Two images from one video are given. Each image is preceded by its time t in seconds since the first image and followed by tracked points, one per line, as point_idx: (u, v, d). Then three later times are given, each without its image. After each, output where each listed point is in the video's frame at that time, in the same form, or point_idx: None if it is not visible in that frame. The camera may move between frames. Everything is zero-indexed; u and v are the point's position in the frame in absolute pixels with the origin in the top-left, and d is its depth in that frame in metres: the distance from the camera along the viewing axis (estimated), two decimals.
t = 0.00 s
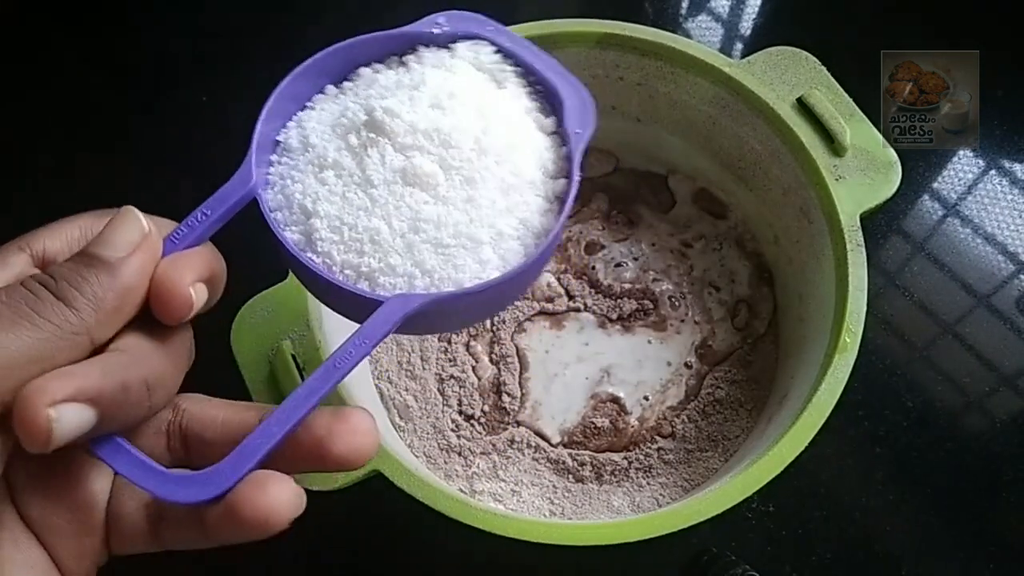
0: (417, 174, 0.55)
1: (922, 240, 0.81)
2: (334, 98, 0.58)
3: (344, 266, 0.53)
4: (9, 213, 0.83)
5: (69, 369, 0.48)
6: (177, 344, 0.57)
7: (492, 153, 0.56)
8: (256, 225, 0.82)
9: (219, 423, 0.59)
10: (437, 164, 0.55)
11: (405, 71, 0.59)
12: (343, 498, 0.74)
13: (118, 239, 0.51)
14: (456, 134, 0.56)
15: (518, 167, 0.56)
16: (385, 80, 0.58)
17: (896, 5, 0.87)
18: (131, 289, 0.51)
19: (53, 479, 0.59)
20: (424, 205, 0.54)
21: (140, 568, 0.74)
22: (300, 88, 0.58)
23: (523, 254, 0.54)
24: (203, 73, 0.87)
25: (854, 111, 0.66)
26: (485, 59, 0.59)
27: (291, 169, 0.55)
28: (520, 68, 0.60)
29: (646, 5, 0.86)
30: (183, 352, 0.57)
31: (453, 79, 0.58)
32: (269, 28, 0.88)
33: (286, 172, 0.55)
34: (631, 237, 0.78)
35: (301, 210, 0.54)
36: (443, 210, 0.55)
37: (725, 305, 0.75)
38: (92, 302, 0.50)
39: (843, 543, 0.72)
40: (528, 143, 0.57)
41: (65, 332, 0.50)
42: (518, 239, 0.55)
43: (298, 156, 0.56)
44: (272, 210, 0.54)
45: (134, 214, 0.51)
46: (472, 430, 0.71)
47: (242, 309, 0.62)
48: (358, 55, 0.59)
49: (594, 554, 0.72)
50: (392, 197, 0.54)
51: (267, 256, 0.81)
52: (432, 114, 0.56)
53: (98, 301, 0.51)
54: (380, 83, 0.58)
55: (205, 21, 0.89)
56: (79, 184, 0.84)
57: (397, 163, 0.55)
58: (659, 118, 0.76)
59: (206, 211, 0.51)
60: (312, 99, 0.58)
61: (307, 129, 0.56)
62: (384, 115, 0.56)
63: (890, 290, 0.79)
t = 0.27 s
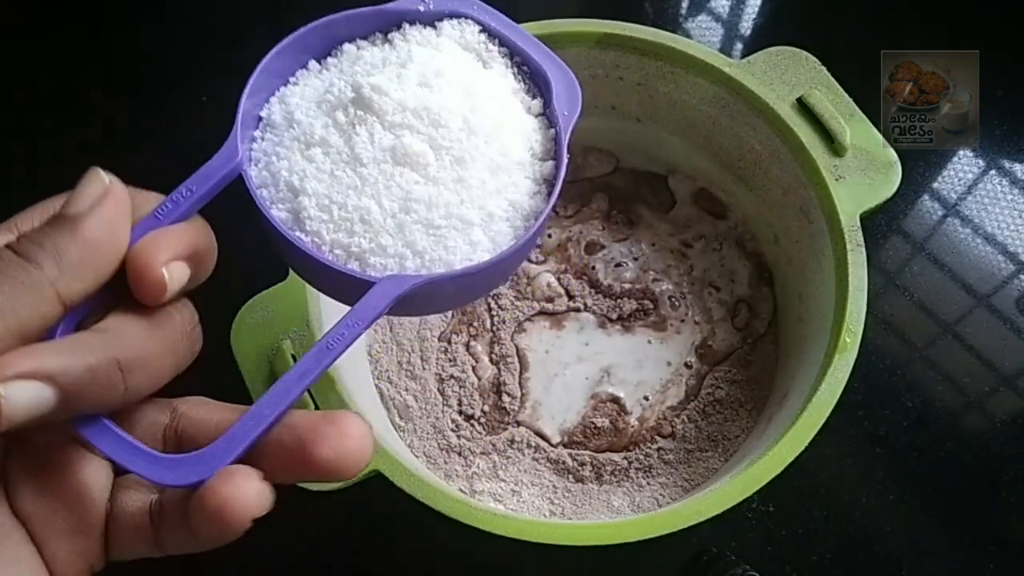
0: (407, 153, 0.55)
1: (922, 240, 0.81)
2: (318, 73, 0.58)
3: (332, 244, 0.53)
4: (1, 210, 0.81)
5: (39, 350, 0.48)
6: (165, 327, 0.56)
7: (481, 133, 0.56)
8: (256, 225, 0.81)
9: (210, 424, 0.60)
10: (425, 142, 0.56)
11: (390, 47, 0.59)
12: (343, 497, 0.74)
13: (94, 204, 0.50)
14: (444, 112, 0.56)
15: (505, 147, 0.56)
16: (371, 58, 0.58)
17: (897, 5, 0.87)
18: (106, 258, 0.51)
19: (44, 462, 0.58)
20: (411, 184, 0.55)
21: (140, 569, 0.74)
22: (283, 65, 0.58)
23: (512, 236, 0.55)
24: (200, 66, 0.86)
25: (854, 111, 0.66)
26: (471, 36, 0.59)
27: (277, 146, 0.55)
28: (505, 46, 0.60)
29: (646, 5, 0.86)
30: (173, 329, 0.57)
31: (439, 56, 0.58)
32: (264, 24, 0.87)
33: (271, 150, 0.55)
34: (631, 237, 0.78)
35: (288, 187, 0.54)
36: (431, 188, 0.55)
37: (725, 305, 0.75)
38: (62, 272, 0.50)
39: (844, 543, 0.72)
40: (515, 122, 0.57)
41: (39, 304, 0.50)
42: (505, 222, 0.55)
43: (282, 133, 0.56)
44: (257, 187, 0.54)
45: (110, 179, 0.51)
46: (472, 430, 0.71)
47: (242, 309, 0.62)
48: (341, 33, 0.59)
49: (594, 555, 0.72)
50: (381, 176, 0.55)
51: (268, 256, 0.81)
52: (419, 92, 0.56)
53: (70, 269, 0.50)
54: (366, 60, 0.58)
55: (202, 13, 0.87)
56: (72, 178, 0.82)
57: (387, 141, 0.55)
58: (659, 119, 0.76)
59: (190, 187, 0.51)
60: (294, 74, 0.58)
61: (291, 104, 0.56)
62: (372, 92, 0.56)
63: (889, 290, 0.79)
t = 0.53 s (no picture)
0: (398, 184, 0.55)
1: (922, 240, 0.81)
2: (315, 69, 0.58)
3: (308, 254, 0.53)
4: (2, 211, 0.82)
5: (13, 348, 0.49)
6: (141, 312, 0.58)
7: (468, 172, 0.57)
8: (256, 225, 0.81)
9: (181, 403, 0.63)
10: (417, 171, 0.56)
11: (394, 60, 0.58)
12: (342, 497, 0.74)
13: (76, 201, 0.51)
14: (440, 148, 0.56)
15: (489, 190, 0.57)
16: (372, 64, 0.58)
17: (897, 4, 0.87)
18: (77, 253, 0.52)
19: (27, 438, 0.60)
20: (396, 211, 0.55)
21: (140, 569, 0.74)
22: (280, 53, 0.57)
23: (479, 282, 0.56)
24: (200, 67, 0.86)
25: (854, 111, 0.66)
26: (473, 67, 0.60)
27: (266, 140, 0.55)
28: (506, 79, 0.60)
29: (646, 5, 0.86)
30: (149, 310, 0.59)
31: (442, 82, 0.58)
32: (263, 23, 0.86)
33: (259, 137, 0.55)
34: (632, 237, 0.78)
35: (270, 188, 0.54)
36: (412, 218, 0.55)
37: (725, 305, 0.75)
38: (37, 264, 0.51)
39: (844, 543, 0.72)
40: (504, 165, 0.58)
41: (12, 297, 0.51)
42: (476, 267, 0.56)
43: (272, 127, 0.55)
44: (240, 180, 0.54)
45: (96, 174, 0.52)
46: (472, 430, 0.71)
47: (241, 309, 0.61)
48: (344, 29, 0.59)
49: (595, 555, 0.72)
50: (367, 200, 0.55)
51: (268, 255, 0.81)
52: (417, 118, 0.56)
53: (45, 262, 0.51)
54: (368, 69, 0.57)
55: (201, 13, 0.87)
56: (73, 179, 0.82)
57: (379, 168, 0.55)
58: (659, 119, 0.76)
59: (174, 178, 0.51)
60: (292, 64, 0.58)
61: (288, 99, 0.56)
62: (371, 112, 0.55)
63: (890, 290, 0.79)
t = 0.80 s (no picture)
0: (351, 198, 0.55)
1: (922, 240, 0.81)
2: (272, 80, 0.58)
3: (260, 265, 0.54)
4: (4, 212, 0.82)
5: None
6: (106, 311, 0.58)
7: (419, 188, 0.57)
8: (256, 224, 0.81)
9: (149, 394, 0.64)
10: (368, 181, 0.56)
11: (347, 74, 0.59)
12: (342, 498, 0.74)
13: (42, 214, 0.51)
14: (393, 163, 0.56)
15: (436, 206, 0.57)
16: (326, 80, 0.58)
17: (897, 4, 0.87)
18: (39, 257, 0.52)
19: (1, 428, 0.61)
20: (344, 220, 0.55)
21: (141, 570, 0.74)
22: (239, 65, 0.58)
23: (424, 291, 0.56)
24: (200, 68, 0.86)
25: (854, 110, 0.66)
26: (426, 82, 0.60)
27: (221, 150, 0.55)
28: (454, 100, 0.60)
29: (646, 5, 0.86)
30: (114, 310, 0.59)
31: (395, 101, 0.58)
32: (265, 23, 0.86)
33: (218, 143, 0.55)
34: (632, 237, 0.77)
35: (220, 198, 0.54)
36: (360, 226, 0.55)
37: (725, 305, 0.75)
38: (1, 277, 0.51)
39: (844, 544, 0.72)
40: (452, 177, 0.58)
41: None
42: (423, 276, 0.56)
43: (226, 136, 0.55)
44: (195, 185, 0.54)
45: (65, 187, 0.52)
46: (472, 430, 0.71)
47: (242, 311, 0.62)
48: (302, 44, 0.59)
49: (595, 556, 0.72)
50: (316, 209, 0.55)
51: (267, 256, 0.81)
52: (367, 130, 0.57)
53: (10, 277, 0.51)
54: (322, 83, 0.57)
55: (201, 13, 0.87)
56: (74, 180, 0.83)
57: (333, 180, 0.55)
58: (658, 119, 0.76)
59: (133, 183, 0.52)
60: (248, 72, 0.58)
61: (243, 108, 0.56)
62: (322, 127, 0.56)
63: (890, 290, 0.79)
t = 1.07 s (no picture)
0: (367, 221, 0.56)
1: (922, 240, 0.81)
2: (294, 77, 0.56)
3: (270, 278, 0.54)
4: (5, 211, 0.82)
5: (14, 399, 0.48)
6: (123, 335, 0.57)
7: (429, 212, 0.58)
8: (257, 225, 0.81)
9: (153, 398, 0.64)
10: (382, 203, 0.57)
11: (368, 81, 0.58)
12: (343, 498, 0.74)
13: (71, 242, 0.47)
14: (408, 188, 0.57)
15: (441, 229, 0.59)
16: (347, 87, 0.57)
17: (897, 3, 0.87)
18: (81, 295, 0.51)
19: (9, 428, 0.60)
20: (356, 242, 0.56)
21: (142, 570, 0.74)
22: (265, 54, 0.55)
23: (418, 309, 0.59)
24: (200, 68, 0.86)
25: (854, 110, 0.66)
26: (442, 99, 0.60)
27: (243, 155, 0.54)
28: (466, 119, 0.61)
29: (646, 5, 0.86)
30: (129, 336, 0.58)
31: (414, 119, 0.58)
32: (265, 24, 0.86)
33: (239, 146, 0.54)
34: (632, 237, 0.77)
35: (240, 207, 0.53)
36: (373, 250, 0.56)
37: (725, 305, 0.75)
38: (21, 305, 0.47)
39: (844, 544, 0.72)
40: (457, 198, 0.59)
41: None
42: (417, 294, 0.58)
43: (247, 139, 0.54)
44: (215, 192, 0.53)
45: (95, 212, 0.48)
46: (472, 430, 0.71)
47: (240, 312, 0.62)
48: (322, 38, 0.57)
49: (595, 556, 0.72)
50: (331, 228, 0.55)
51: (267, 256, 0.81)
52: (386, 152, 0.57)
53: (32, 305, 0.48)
54: (345, 93, 0.56)
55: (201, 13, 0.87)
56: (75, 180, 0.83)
57: (351, 203, 0.56)
58: (658, 119, 0.76)
59: (157, 199, 0.50)
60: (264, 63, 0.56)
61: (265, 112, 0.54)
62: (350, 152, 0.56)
63: (890, 291, 0.79)
